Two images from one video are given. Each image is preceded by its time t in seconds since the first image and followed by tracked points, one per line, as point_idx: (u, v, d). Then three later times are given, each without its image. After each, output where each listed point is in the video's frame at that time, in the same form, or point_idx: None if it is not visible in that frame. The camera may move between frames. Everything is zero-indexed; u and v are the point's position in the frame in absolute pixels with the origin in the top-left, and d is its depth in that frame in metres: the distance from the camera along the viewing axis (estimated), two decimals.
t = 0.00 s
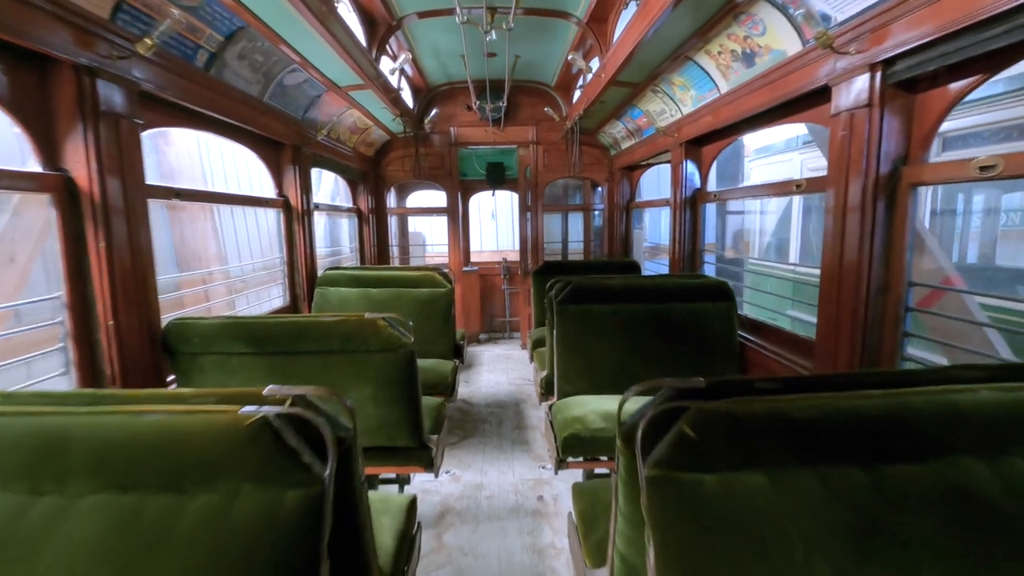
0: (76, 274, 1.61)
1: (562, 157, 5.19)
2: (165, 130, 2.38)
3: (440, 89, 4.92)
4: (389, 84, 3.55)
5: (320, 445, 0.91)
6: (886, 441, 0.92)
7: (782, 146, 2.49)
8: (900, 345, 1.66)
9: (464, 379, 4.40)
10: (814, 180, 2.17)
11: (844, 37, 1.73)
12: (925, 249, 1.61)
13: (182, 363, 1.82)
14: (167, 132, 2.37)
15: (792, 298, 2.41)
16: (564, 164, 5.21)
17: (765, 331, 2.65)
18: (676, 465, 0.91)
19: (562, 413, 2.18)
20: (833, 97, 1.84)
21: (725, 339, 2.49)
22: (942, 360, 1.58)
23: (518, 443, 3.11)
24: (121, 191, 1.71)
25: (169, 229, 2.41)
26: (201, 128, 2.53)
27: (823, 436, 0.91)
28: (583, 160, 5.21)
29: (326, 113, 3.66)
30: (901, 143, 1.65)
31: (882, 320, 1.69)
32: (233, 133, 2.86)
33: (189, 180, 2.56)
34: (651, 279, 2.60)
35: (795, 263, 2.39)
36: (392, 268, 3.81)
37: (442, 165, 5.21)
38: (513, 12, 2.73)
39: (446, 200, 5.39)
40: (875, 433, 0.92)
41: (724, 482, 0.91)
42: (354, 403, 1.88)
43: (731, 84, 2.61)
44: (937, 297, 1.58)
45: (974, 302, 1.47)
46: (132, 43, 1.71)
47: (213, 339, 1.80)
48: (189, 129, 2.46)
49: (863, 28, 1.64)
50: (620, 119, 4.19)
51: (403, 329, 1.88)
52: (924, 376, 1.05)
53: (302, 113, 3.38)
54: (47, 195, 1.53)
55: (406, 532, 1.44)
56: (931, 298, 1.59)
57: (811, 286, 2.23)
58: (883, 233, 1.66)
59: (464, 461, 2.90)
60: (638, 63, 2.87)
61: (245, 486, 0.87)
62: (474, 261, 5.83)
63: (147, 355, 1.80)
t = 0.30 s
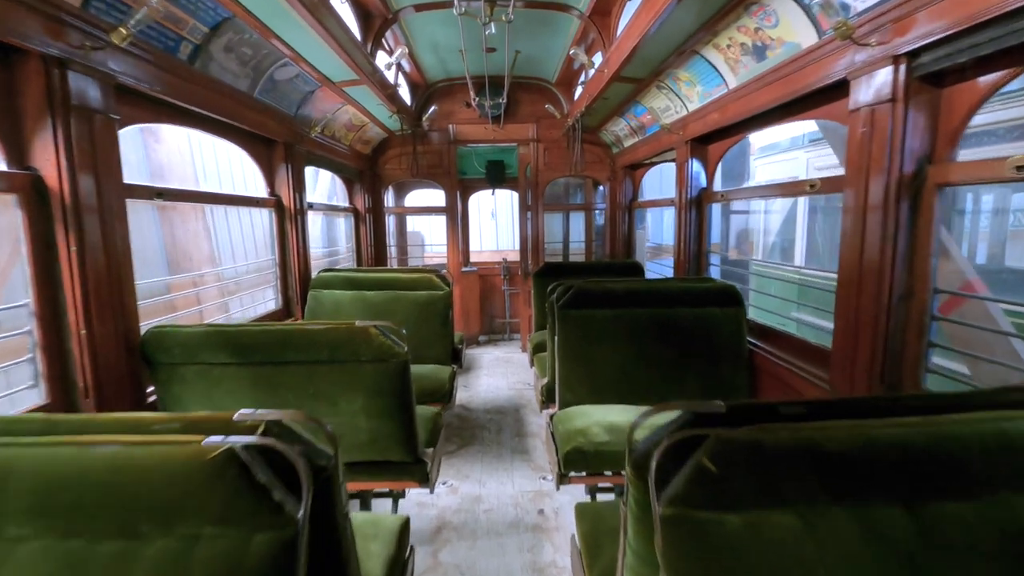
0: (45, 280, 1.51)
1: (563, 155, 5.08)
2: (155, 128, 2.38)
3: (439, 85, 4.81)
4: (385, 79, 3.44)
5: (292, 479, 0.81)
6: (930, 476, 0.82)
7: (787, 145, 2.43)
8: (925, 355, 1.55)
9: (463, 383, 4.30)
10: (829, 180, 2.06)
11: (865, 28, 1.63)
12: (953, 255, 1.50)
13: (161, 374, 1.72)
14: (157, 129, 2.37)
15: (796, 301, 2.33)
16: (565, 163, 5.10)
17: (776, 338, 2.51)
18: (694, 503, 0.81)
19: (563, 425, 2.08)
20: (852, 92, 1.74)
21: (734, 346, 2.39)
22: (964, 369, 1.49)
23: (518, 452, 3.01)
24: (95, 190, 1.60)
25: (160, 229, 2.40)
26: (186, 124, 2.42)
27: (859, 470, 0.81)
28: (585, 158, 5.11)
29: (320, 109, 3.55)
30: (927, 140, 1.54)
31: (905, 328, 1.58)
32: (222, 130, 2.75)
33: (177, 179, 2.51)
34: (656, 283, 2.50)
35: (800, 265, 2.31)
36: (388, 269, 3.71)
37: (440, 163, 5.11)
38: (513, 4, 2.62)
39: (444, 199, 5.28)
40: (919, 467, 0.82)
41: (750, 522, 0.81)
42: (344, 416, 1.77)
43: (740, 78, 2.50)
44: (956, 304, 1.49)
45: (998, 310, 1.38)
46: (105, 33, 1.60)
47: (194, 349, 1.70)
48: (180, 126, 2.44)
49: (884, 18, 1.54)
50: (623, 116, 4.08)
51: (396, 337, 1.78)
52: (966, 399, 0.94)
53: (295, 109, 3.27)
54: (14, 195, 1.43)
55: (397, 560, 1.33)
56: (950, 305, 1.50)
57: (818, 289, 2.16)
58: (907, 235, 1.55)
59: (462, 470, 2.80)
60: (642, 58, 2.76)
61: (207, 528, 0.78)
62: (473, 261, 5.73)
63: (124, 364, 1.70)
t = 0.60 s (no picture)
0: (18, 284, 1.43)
1: (564, 154, 5.00)
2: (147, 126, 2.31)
3: (438, 83, 4.74)
4: (382, 76, 3.36)
5: (265, 509, 0.73)
6: (976, 506, 0.74)
7: (792, 143, 2.39)
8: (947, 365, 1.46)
9: (462, 386, 4.22)
10: (841, 179, 1.98)
11: (882, 18, 1.54)
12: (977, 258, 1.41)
13: (143, 382, 1.64)
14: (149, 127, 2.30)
15: (801, 302, 2.29)
16: (566, 162, 5.02)
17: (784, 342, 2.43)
18: (710, 536, 0.73)
19: (565, 433, 2.00)
20: (867, 86, 1.66)
21: (742, 351, 2.30)
22: (980, 375, 1.43)
23: (518, 458, 2.93)
24: (73, 189, 1.53)
25: (152, 229, 2.33)
26: (174, 121, 2.35)
27: (894, 498, 0.74)
28: (586, 157, 5.03)
29: (316, 107, 3.47)
30: (950, 136, 1.45)
31: (925, 336, 1.50)
32: (213, 127, 2.67)
33: (169, 178, 2.45)
34: (660, 285, 2.42)
35: (805, 266, 2.27)
36: (385, 271, 3.64)
37: (439, 162, 5.03)
38: None
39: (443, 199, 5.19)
40: (961, 497, 0.74)
41: (777, 557, 0.73)
42: (335, 426, 1.69)
43: (748, 73, 2.42)
44: (974, 308, 1.42)
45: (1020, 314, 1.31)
46: (82, 23, 1.52)
47: (178, 356, 1.62)
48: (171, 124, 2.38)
49: (903, 8, 1.45)
50: (625, 113, 3.99)
51: (391, 343, 1.70)
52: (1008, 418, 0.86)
53: (289, 107, 3.19)
54: None
55: None
56: (969, 310, 1.43)
57: (824, 291, 2.11)
58: (928, 237, 1.47)
59: (461, 478, 2.73)
60: (646, 53, 2.68)
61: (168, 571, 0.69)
62: (473, 262, 5.66)
63: (104, 372, 1.62)
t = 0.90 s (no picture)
0: None
1: (564, 152, 4.90)
2: (136, 121, 2.22)
3: (436, 79, 4.63)
4: (378, 71, 3.25)
5: (227, 546, 0.69)
6: None
7: (796, 142, 2.34)
8: (978, 375, 1.37)
9: (461, 389, 4.13)
10: (860, 177, 1.88)
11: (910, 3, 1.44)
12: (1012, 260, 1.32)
13: (121, 392, 1.54)
14: (138, 123, 2.21)
15: (806, 303, 2.27)
16: (567, 160, 4.92)
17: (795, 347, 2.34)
18: None
19: (569, 444, 1.90)
20: (891, 78, 1.57)
21: (754, 357, 2.20)
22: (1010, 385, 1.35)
23: (518, 466, 2.84)
24: (44, 187, 1.43)
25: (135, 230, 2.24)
26: (159, 116, 2.25)
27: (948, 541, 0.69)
28: (588, 155, 4.92)
29: (310, 103, 3.36)
30: (984, 130, 1.35)
31: (955, 345, 1.41)
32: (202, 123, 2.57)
33: (158, 178, 2.37)
34: (666, 288, 2.32)
35: (810, 266, 2.25)
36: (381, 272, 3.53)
37: (437, 160, 4.93)
38: None
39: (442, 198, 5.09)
40: None
41: None
42: (325, 438, 1.59)
43: (759, 67, 2.32)
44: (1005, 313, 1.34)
45: None
46: (54, 10, 1.42)
47: (157, 364, 1.51)
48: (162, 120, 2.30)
49: None
50: (628, 110, 3.89)
51: (385, 351, 1.61)
52: None
53: (281, 102, 3.08)
54: None
55: None
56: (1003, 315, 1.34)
57: (829, 291, 2.09)
58: (959, 238, 1.38)
59: (459, 487, 2.63)
60: (651, 46, 2.58)
61: None
62: (472, 262, 5.57)
63: (77, 381, 1.52)
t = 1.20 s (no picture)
0: None
1: (565, 150, 4.82)
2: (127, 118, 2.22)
3: (434, 76, 4.56)
4: (375, 67, 3.17)
5: None
6: None
7: (797, 141, 2.35)
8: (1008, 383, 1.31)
9: (460, 392, 4.05)
10: (877, 174, 1.79)
11: None
12: None
13: (100, 401, 1.46)
14: (129, 119, 2.21)
15: (811, 303, 2.27)
16: (568, 159, 4.84)
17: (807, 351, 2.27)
18: None
19: (573, 453, 1.82)
20: (914, 69, 1.49)
21: (764, 361, 2.12)
22: None
23: (519, 472, 2.75)
24: (18, 184, 1.35)
25: (117, 228, 2.15)
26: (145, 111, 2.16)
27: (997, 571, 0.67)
28: (589, 154, 4.84)
29: (305, 99, 3.28)
30: (1017, 123, 1.27)
31: (985, 349, 1.33)
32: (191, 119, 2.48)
33: (144, 174, 2.29)
34: (672, 289, 2.25)
35: (814, 266, 2.26)
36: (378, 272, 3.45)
37: (436, 159, 4.84)
38: None
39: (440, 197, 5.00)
40: None
41: None
42: (317, 449, 1.51)
43: (768, 61, 2.24)
44: None
45: None
46: None
47: (139, 372, 1.43)
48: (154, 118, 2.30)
49: None
50: (630, 107, 3.81)
51: (381, 357, 1.53)
52: None
53: (275, 99, 3.00)
54: None
55: None
56: None
57: (833, 291, 2.10)
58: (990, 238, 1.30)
59: (458, 495, 2.55)
60: (656, 40, 2.50)
61: None
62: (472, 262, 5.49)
63: (54, 390, 1.43)
